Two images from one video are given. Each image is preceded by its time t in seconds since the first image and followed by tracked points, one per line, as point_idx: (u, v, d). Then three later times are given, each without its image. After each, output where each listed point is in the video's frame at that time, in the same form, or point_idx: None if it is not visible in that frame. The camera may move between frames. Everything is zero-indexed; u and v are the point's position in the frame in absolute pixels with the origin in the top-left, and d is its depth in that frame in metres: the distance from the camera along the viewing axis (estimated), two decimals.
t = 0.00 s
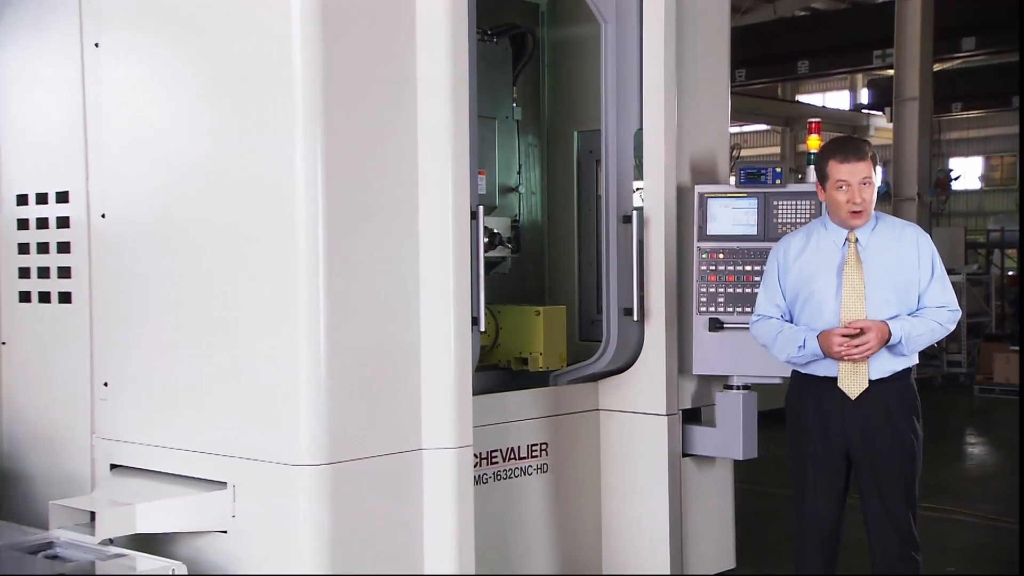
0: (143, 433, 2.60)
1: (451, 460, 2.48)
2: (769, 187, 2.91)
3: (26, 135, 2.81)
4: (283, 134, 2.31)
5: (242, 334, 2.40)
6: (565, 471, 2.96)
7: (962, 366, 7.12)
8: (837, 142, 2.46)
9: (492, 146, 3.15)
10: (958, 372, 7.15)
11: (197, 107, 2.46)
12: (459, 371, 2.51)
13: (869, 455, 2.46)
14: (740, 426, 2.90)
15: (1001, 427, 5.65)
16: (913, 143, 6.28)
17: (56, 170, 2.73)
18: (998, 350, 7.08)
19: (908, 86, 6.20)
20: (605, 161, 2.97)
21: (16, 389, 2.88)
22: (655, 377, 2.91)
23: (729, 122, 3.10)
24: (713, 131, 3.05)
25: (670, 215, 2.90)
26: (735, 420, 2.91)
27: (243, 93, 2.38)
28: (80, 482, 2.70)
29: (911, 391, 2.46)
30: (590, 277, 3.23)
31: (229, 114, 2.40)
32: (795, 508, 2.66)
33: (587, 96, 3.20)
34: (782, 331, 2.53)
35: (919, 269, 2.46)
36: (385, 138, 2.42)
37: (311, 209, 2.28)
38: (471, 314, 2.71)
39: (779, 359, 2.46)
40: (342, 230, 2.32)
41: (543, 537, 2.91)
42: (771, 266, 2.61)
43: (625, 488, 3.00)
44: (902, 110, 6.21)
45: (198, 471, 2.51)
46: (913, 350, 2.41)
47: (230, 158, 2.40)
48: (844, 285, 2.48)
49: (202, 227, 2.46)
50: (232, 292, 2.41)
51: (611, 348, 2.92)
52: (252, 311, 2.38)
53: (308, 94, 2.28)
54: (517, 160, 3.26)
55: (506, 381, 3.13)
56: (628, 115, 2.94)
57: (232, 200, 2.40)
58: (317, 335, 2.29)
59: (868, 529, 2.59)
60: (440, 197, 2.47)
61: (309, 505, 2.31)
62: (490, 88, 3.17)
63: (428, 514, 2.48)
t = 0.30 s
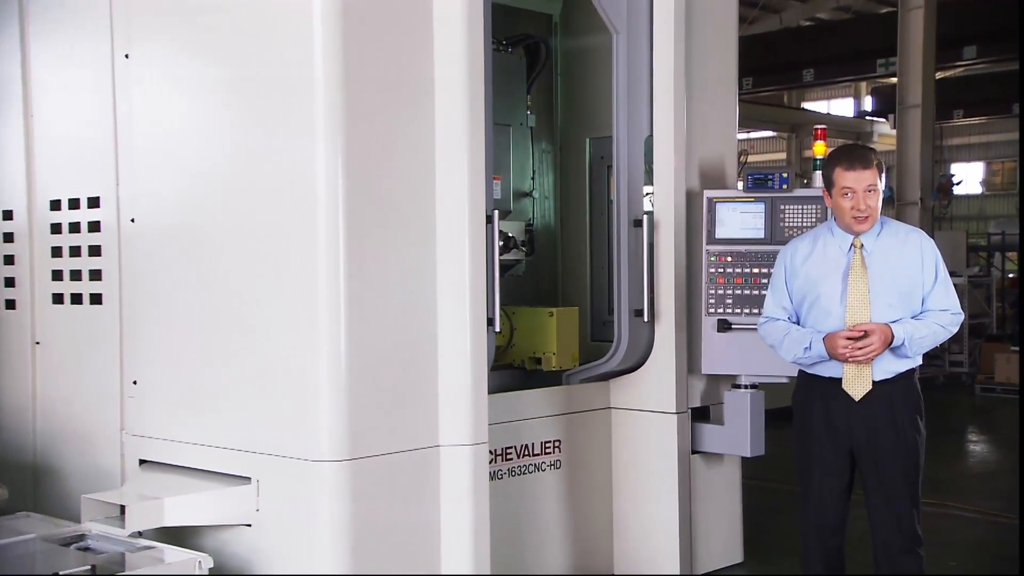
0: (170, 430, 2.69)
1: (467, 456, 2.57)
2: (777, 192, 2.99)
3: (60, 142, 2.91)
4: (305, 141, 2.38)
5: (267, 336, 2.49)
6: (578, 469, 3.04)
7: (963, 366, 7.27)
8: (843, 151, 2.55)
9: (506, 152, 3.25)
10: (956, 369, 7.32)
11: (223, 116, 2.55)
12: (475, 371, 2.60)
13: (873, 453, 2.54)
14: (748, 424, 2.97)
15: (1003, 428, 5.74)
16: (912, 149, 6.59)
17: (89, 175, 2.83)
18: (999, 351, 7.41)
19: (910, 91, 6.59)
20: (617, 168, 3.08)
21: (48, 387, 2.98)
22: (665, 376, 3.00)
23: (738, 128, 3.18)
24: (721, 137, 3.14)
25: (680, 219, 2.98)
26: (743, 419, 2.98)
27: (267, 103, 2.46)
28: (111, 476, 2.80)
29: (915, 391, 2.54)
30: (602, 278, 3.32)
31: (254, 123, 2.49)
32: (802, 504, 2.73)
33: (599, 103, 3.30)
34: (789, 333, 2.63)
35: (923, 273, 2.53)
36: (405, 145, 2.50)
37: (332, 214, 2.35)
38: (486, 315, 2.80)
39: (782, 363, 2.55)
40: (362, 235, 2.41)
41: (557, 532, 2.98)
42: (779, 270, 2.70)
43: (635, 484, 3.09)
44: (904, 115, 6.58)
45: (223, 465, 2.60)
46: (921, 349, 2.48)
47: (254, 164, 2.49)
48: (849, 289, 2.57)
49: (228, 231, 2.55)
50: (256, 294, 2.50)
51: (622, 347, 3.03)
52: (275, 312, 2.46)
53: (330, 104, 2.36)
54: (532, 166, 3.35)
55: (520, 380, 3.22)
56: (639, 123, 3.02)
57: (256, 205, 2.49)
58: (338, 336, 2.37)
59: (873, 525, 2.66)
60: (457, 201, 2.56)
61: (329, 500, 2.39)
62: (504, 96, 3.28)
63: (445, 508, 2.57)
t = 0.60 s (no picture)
0: (194, 428, 2.79)
1: (480, 453, 2.65)
2: (782, 197, 3.07)
3: (89, 149, 3.01)
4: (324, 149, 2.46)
5: (288, 337, 2.57)
6: (588, 467, 3.11)
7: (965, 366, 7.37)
8: (847, 152, 2.65)
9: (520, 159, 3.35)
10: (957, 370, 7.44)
11: (244, 125, 2.64)
12: (489, 371, 2.68)
13: (877, 451, 2.62)
14: (754, 424, 3.05)
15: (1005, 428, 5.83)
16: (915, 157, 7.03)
17: (117, 182, 2.92)
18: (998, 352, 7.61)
19: (913, 101, 6.96)
20: (627, 174, 3.16)
21: (77, 387, 3.08)
22: (674, 377, 3.08)
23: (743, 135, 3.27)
24: (727, 144, 3.23)
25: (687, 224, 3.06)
26: (749, 418, 3.06)
27: (287, 112, 2.55)
28: (137, 473, 2.90)
29: (917, 390, 2.61)
30: (611, 281, 3.42)
31: (274, 131, 2.58)
32: (807, 501, 2.81)
33: (608, 111, 3.40)
34: (793, 332, 2.71)
35: (926, 276, 2.61)
36: (420, 153, 2.59)
37: (350, 220, 2.44)
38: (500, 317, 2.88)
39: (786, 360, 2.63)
40: (379, 240, 2.49)
41: (568, 528, 3.06)
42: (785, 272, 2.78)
43: (644, 482, 3.16)
44: (904, 124, 7.02)
45: (246, 462, 2.69)
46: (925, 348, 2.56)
47: (275, 171, 2.57)
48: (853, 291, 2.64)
49: (250, 235, 2.63)
50: (277, 296, 2.58)
51: (631, 348, 3.12)
52: (296, 314, 2.55)
53: (348, 113, 2.44)
54: (543, 172, 3.47)
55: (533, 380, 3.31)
56: (648, 130, 3.10)
57: (277, 211, 2.57)
58: (356, 337, 2.45)
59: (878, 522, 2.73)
60: (471, 207, 2.64)
61: (347, 496, 2.47)
62: (517, 104, 3.38)
63: (459, 504, 2.65)
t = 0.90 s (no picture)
0: (216, 426, 2.88)
1: (494, 450, 2.74)
2: (785, 203, 3.15)
3: (115, 157, 3.11)
4: (342, 157, 2.55)
5: (307, 338, 2.65)
6: (597, 465, 3.20)
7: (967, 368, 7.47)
8: (848, 153, 2.76)
9: (531, 166, 3.45)
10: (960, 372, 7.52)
11: (264, 133, 2.73)
12: (501, 371, 2.76)
13: (879, 449, 2.70)
14: (759, 423, 3.13)
15: (1007, 428, 5.91)
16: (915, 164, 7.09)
17: (143, 188, 3.02)
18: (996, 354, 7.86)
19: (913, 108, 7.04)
20: (634, 180, 3.22)
21: (104, 386, 3.18)
22: (681, 377, 3.16)
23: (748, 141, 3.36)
24: (732, 151, 3.32)
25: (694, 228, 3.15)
26: (754, 417, 3.14)
27: (305, 120, 2.64)
28: (162, 469, 3.00)
29: (919, 390, 2.70)
30: (620, 284, 3.52)
31: (293, 141, 2.67)
32: (811, 498, 2.89)
33: (616, 120, 3.49)
34: (789, 318, 2.81)
35: (928, 275, 2.70)
36: (435, 159, 2.68)
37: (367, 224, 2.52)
38: (512, 318, 2.97)
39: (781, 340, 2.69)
40: (395, 244, 2.58)
41: (578, 524, 3.14)
42: (789, 272, 2.89)
43: (652, 479, 3.25)
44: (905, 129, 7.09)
45: (266, 459, 2.78)
46: (934, 334, 2.64)
47: (295, 177, 2.66)
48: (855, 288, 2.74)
49: (271, 239, 2.72)
50: (296, 299, 2.67)
51: (639, 349, 3.18)
52: (314, 315, 2.63)
53: (364, 121, 2.52)
54: (554, 179, 3.57)
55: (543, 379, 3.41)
56: (655, 137, 3.18)
57: (296, 215, 2.66)
58: (373, 338, 2.54)
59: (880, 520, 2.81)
60: (484, 211, 2.73)
61: (364, 492, 2.55)
62: (529, 112, 3.48)
63: (472, 499, 2.74)
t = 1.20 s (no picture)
0: (238, 424, 2.98)
1: (506, 448, 2.82)
2: (791, 208, 3.24)
3: (141, 164, 3.22)
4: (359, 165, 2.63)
5: (326, 339, 2.75)
6: (607, 462, 3.28)
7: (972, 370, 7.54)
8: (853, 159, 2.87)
9: (542, 172, 3.52)
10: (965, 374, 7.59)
11: (285, 141, 2.82)
12: (513, 371, 2.84)
13: (882, 448, 2.78)
14: (764, 422, 3.21)
15: (1009, 429, 5.99)
16: (915, 172, 7.13)
17: (169, 194, 3.13)
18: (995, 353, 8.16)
19: (913, 116, 7.09)
20: (643, 186, 3.32)
21: (131, 385, 3.29)
22: (688, 377, 3.25)
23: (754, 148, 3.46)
24: (738, 157, 3.42)
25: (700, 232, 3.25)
26: (759, 416, 3.22)
27: (324, 127, 2.73)
28: (186, 465, 3.10)
29: (920, 389, 2.78)
30: (628, 286, 3.62)
31: (312, 149, 2.76)
32: (816, 496, 2.97)
33: (625, 127, 3.60)
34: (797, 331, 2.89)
35: (929, 279, 2.79)
36: (450, 165, 2.77)
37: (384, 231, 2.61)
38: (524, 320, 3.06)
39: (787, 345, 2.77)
40: (411, 247, 2.67)
41: (588, 519, 3.23)
42: (795, 276, 2.98)
43: (660, 476, 3.33)
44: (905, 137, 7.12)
45: (286, 456, 2.87)
46: (934, 336, 2.71)
47: (314, 183, 2.75)
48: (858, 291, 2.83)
49: (291, 244, 2.82)
50: (316, 301, 2.77)
51: (648, 349, 3.28)
52: (333, 316, 2.73)
53: (382, 129, 2.61)
54: (564, 184, 3.66)
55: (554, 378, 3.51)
56: (663, 143, 3.27)
57: (316, 220, 2.75)
58: (391, 339, 2.63)
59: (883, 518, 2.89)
60: (497, 216, 2.82)
61: (382, 488, 2.64)
62: (541, 118, 3.54)
63: (485, 494, 2.82)
